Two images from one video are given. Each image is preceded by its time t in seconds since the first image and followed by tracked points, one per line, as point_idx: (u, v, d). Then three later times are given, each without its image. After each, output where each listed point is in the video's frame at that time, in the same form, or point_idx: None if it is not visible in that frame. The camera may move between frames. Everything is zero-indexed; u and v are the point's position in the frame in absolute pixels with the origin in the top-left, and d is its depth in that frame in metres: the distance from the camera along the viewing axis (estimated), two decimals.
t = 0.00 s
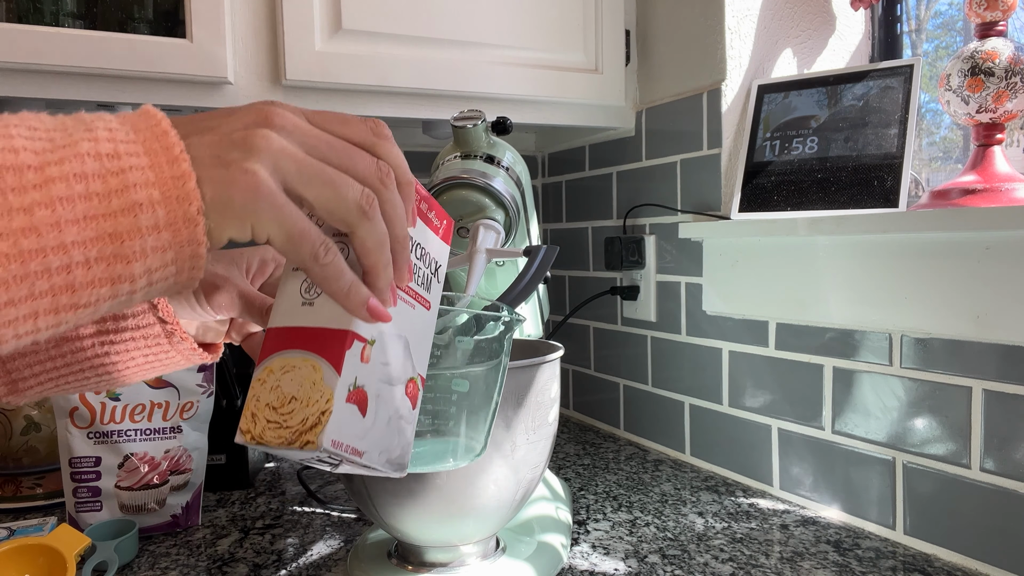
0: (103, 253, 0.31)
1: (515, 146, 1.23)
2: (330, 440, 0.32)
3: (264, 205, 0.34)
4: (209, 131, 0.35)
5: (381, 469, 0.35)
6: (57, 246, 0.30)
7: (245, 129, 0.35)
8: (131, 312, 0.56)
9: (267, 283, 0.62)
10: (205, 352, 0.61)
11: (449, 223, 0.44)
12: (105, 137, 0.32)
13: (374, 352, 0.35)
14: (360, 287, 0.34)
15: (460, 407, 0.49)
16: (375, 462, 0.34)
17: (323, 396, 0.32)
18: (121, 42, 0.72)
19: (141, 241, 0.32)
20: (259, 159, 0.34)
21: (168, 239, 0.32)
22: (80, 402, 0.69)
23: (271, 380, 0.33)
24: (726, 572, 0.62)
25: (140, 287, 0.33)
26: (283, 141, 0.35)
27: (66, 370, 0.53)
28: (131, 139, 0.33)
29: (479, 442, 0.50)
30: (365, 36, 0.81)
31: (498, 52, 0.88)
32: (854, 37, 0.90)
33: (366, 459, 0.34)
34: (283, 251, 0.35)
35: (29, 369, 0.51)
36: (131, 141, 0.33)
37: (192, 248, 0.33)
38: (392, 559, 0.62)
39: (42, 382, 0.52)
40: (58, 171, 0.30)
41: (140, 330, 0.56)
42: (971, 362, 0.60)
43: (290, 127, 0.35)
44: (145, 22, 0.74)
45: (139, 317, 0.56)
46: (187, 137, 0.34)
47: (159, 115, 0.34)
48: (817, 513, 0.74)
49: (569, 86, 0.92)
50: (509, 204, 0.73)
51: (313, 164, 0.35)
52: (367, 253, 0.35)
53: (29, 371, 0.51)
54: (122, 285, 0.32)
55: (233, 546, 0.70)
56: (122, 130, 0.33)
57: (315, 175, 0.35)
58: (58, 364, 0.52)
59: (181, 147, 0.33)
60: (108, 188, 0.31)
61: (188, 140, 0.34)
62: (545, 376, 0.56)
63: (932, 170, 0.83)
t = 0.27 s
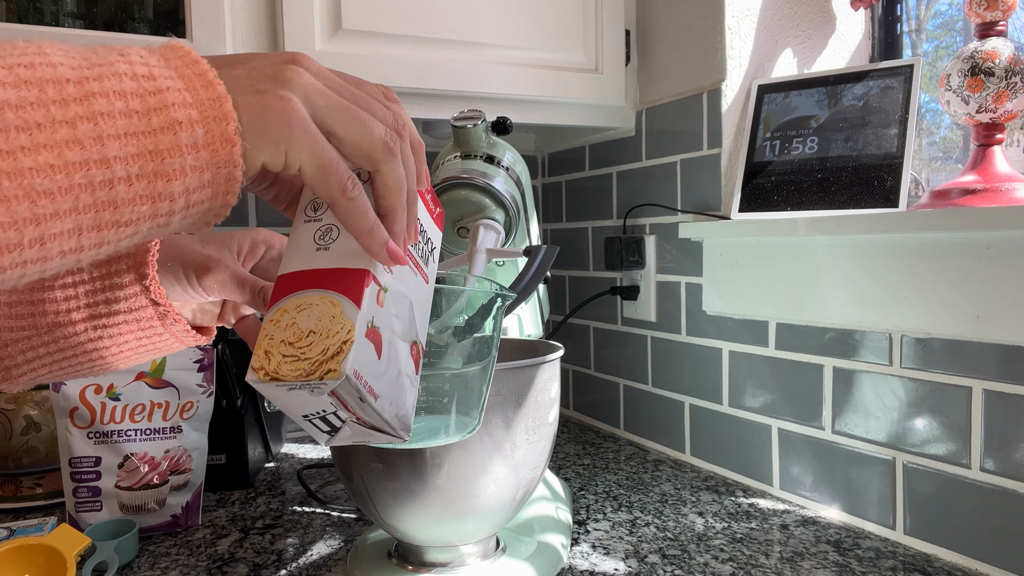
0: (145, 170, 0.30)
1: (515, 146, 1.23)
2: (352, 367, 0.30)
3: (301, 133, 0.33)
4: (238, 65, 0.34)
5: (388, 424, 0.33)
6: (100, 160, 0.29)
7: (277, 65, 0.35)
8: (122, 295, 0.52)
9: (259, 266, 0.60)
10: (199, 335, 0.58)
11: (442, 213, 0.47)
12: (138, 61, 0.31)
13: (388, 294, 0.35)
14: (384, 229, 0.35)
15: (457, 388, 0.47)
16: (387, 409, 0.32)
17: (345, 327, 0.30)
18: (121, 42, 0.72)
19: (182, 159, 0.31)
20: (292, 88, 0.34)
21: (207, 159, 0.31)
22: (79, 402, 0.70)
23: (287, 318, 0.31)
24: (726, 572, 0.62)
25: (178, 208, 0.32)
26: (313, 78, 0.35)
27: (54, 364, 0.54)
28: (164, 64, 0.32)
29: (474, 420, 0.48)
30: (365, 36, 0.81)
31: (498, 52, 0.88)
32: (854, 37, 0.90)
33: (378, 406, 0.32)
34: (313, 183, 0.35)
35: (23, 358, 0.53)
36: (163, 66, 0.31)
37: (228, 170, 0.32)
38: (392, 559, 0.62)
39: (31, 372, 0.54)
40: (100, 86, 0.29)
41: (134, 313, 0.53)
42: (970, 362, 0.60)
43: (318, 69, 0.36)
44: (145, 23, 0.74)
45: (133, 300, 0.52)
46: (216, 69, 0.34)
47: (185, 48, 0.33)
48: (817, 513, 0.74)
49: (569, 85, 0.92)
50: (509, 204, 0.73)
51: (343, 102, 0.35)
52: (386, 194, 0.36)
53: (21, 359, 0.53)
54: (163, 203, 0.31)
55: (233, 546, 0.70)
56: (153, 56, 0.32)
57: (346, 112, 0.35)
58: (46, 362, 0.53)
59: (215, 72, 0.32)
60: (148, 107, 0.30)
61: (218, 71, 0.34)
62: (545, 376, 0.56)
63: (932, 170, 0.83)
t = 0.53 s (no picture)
0: (179, 130, 0.31)
1: (515, 146, 1.23)
2: (352, 330, 0.30)
3: (329, 102, 0.34)
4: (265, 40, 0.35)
5: (378, 407, 0.32)
6: (137, 118, 0.29)
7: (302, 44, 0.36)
8: (116, 301, 0.52)
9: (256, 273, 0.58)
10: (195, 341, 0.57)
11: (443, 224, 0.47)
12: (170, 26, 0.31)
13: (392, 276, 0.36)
14: (400, 208, 0.37)
15: (452, 394, 0.47)
16: (379, 389, 0.31)
17: (348, 292, 0.31)
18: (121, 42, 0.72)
19: (214, 120, 0.31)
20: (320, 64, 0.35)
21: (238, 121, 0.32)
22: (79, 402, 0.70)
23: (288, 283, 0.31)
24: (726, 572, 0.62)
25: (209, 168, 0.32)
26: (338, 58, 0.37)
27: (49, 369, 0.55)
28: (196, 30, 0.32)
29: (469, 427, 0.48)
30: (364, 36, 0.81)
31: (498, 52, 0.88)
32: (854, 37, 0.90)
33: (372, 384, 0.31)
34: (336, 155, 0.36)
35: (19, 361, 0.54)
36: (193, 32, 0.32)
37: (259, 134, 0.33)
38: (391, 559, 0.62)
39: (25, 376, 0.55)
40: (136, 46, 0.29)
41: (127, 318, 0.53)
42: (970, 362, 0.60)
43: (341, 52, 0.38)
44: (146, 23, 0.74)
45: (127, 305, 0.53)
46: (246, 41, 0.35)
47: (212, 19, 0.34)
48: (817, 513, 0.74)
49: (569, 85, 0.92)
50: (509, 204, 0.73)
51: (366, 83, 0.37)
52: (400, 173, 0.38)
53: (15, 367, 0.54)
54: (195, 164, 0.32)
55: (233, 546, 0.70)
56: (183, 24, 0.32)
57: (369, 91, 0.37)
58: (40, 364, 0.54)
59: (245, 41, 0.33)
60: (182, 68, 0.30)
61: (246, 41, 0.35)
62: (545, 376, 0.56)
63: (932, 170, 0.82)
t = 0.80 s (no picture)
0: (198, 106, 0.31)
1: (515, 146, 1.22)
2: (364, 288, 0.29)
3: (349, 85, 0.35)
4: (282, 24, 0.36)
5: (387, 383, 0.30)
6: (157, 94, 0.30)
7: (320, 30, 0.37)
8: (115, 302, 0.49)
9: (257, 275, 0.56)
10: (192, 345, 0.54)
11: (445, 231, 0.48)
12: (188, 5, 0.32)
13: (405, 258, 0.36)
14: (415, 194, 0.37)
15: (451, 396, 0.47)
16: (389, 361, 0.30)
17: (359, 256, 0.30)
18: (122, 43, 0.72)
19: (233, 98, 0.32)
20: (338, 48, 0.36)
21: (258, 100, 0.33)
22: (79, 402, 0.70)
23: (298, 251, 0.31)
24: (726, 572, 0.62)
25: (228, 146, 0.33)
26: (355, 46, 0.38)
27: (49, 367, 0.54)
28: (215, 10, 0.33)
29: (468, 429, 0.47)
30: (364, 36, 0.81)
31: (498, 52, 0.88)
32: (854, 37, 0.90)
33: (381, 355, 0.30)
34: (354, 138, 0.36)
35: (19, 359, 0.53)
36: (212, 13, 0.33)
37: (277, 113, 0.33)
38: (391, 559, 0.62)
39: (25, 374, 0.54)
40: (156, 21, 0.30)
41: (124, 322, 0.50)
42: (970, 362, 0.60)
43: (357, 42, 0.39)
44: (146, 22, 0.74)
45: (124, 308, 0.49)
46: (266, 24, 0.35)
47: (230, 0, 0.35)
48: (817, 513, 0.74)
49: (569, 85, 0.92)
50: (508, 204, 0.73)
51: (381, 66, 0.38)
52: (415, 153, 0.39)
53: (15, 367, 0.53)
54: (214, 141, 0.32)
55: (233, 546, 0.70)
56: (204, 5, 0.33)
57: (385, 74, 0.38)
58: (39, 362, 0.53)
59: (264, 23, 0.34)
60: (201, 44, 0.31)
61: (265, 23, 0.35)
62: (545, 376, 0.56)
63: (932, 170, 0.83)
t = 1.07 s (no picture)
0: (211, 83, 0.32)
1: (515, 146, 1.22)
2: (390, 241, 0.30)
3: (361, 64, 0.36)
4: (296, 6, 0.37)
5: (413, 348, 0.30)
6: (171, 70, 0.30)
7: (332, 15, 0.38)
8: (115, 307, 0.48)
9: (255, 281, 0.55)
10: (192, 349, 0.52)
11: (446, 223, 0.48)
12: None
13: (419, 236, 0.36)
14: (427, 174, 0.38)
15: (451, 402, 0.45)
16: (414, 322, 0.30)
17: (381, 215, 0.31)
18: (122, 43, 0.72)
19: (245, 75, 0.33)
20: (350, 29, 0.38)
21: (270, 76, 0.33)
22: (79, 402, 0.70)
23: (318, 216, 0.32)
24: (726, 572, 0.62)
25: (241, 124, 0.34)
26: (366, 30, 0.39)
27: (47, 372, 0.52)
28: None
29: (468, 437, 0.46)
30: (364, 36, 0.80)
31: (498, 52, 0.88)
32: (854, 37, 0.90)
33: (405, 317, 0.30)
34: (370, 116, 0.37)
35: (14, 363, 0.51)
36: None
37: (289, 91, 0.34)
38: (391, 559, 0.62)
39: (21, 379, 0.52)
40: None
41: (122, 326, 0.48)
42: (970, 362, 0.60)
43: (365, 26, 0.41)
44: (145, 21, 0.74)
45: (122, 312, 0.48)
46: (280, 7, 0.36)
47: None
48: (817, 513, 0.74)
49: (569, 85, 0.92)
50: (509, 204, 0.73)
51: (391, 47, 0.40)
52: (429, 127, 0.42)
53: (10, 372, 0.51)
54: (227, 118, 0.33)
55: (233, 546, 0.70)
56: None
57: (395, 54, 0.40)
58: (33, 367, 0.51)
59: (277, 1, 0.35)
60: (214, 21, 0.31)
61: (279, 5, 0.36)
62: (545, 376, 0.56)
63: (932, 170, 0.83)
